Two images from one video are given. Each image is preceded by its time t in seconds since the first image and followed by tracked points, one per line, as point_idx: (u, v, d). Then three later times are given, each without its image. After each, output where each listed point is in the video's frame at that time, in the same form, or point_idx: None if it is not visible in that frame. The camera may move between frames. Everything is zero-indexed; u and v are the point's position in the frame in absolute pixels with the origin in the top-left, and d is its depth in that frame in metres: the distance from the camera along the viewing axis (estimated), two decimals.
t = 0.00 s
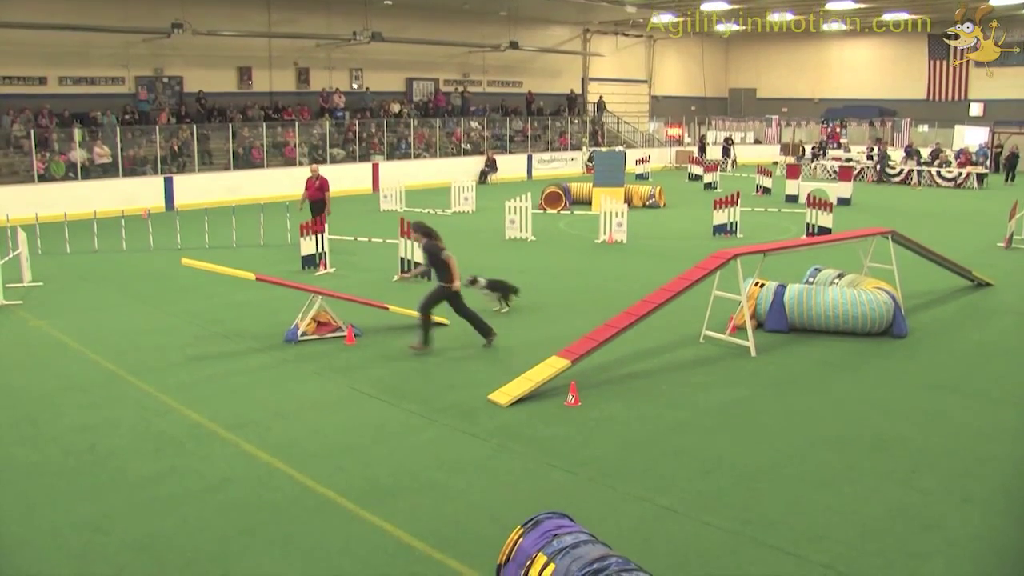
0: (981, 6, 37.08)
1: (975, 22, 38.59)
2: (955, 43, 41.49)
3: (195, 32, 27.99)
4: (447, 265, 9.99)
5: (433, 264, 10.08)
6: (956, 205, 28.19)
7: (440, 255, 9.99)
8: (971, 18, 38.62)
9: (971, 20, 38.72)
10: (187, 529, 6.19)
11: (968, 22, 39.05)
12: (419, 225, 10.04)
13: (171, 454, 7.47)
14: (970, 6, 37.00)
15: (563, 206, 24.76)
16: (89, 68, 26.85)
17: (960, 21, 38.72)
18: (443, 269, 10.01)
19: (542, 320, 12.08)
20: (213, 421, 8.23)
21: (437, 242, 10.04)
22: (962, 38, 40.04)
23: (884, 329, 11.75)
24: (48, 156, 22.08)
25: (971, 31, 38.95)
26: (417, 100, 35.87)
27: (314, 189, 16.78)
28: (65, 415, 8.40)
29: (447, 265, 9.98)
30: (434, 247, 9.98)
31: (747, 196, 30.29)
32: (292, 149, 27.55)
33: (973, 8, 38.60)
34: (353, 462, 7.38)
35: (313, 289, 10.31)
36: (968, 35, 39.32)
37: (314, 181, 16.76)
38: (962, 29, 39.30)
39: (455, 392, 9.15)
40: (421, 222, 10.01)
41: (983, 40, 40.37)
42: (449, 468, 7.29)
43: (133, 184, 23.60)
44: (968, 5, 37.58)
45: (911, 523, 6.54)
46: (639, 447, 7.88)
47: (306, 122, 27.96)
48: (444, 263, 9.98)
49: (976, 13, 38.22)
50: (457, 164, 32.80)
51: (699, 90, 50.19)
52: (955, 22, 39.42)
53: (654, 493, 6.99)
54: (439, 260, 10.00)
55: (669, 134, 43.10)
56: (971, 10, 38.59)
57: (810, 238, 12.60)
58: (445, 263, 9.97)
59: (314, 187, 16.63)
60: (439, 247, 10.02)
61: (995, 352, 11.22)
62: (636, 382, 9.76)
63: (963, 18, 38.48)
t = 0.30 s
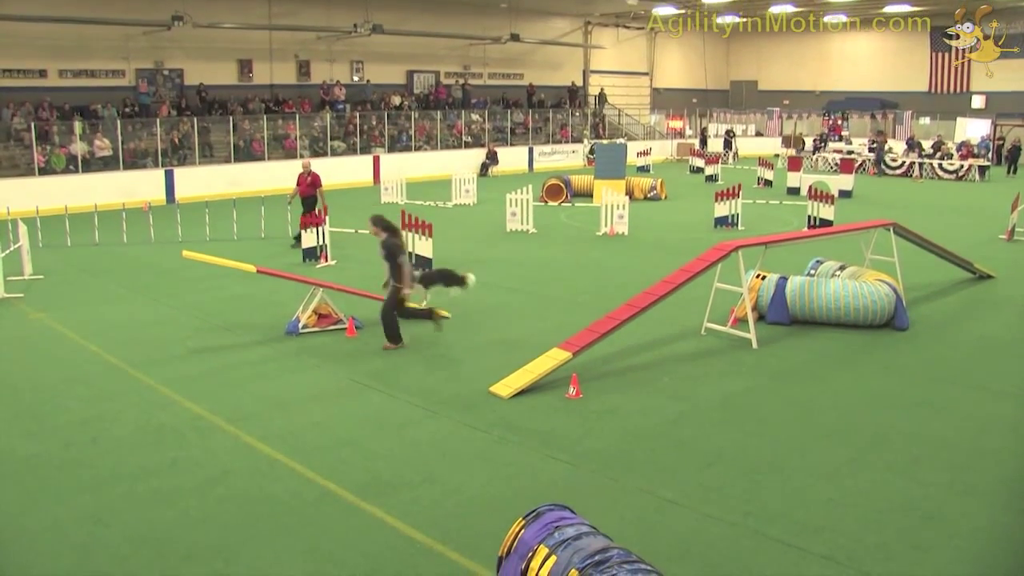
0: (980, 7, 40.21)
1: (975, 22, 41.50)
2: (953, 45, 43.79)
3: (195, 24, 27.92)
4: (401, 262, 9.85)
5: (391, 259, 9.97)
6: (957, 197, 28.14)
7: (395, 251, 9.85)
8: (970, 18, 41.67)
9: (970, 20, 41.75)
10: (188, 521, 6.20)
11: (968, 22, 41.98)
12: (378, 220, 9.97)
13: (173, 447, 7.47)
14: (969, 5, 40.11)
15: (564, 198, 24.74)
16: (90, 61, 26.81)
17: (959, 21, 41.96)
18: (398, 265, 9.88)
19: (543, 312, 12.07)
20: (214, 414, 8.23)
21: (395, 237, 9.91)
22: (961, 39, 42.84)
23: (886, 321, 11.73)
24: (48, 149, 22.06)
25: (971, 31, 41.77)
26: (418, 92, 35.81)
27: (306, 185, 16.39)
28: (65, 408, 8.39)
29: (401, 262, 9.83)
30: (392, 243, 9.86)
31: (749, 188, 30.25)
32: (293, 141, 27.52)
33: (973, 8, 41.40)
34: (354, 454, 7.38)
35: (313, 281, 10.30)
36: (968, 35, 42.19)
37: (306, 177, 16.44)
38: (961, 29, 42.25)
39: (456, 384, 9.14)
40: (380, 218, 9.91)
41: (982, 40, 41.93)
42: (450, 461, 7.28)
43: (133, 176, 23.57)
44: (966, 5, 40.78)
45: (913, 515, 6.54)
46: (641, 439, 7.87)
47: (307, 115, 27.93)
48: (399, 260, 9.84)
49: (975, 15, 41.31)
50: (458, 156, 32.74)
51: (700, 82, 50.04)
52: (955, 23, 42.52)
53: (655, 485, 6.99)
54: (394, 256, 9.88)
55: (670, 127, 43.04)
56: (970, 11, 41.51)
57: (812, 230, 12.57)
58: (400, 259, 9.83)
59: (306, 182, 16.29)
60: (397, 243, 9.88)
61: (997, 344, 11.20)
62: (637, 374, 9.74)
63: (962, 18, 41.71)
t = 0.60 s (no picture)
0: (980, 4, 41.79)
1: (975, 21, 42.14)
2: (953, 44, 44.01)
3: (196, 20, 27.84)
4: (357, 259, 9.79)
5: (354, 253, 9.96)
6: (959, 193, 28.10)
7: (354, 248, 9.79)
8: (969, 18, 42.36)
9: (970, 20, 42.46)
10: (189, 516, 6.20)
11: (968, 23, 42.73)
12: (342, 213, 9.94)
13: (174, 442, 7.47)
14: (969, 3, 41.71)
15: (566, 193, 24.73)
16: (91, 56, 26.79)
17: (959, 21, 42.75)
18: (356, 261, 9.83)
19: (544, 307, 12.06)
20: (214, 409, 8.23)
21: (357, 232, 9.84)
22: (960, 39, 43.45)
23: (888, 316, 11.72)
24: (49, 144, 22.04)
25: (970, 30, 42.40)
26: (420, 88, 35.79)
27: (300, 179, 16.19)
28: (66, 403, 8.39)
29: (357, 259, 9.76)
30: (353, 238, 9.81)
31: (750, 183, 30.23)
32: (294, 137, 27.51)
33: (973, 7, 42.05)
34: (355, 449, 7.37)
35: (314, 276, 10.28)
36: (967, 35, 42.83)
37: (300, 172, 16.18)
38: (962, 29, 42.96)
39: (457, 379, 9.14)
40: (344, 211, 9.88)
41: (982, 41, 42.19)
42: (451, 456, 7.27)
43: (135, 171, 23.55)
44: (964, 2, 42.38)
45: (914, 510, 6.53)
46: (642, 434, 7.87)
47: (309, 110, 27.91)
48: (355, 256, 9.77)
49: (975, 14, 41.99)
50: (460, 151, 32.72)
51: (702, 77, 49.96)
52: (955, 22, 43.24)
53: (656, 480, 6.98)
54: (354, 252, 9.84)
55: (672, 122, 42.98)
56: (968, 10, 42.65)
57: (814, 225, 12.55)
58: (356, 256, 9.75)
59: (300, 177, 16.06)
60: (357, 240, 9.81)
61: (999, 339, 11.19)
62: (638, 369, 9.74)
63: (961, 18, 42.48)
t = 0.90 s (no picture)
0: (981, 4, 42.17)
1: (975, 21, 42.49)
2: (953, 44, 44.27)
3: (197, 16, 27.82)
4: (315, 263, 9.43)
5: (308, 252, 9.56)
6: (961, 188, 28.06)
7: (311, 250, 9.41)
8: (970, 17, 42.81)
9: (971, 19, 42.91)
10: (191, 512, 6.21)
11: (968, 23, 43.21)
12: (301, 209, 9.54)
13: (176, 438, 7.47)
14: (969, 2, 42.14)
15: (567, 189, 24.70)
16: (92, 52, 26.77)
17: (960, 21, 43.05)
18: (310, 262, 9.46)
19: (546, 303, 12.04)
20: (216, 405, 8.22)
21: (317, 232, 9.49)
22: (960, 40, 43.76)
23: (890, 312, 11.70)
24: (51, 140, 22.01)
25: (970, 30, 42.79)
26: (421, 83, 35.76)
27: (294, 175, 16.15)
28: (68, 399, 8.40)
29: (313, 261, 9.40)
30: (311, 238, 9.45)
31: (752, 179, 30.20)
32: (296, 132, 27.53)
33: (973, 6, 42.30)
34: (357, 445, 7.37)
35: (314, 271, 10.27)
36: (968, 35, 43.27)
37: (294, 166, 16.03)
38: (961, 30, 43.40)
39: (458, 374, 9.13)
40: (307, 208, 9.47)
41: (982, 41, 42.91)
42: (453, 452, 7.27)
43: (136, 167, 23.54)
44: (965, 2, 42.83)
45: (915, 506, 6.53)
46: (644, 430, 7.86)
47: (310, 106, 27.91)
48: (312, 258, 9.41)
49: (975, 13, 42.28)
50: (461, 147, 32.71)
51: (704, 73, 49.89)
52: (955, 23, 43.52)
53: (658, 476, 6.98)
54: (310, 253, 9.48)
55: (674, 118, 42.96)
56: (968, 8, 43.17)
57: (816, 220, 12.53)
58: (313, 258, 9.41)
59: (294, 172, 16.00)
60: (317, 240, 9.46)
61: (1001, 335, 11.16)
62: (640, 365, 9.73)
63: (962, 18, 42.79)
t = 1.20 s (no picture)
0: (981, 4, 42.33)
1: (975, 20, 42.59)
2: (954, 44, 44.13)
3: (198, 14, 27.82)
4: (293, 261, 9.39)
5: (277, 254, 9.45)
6: (963, 186, 28.03)
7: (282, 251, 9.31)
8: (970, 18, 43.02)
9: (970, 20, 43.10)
10: (194, 508, 6.22)
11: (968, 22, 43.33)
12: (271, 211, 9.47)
13: (178, 435, 7.48)
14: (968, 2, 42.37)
15: (569, 187, 24.70)
16: (94, 50, 26.78)
17: (960, 21, 43.23)
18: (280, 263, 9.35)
19: (547, 301, 12.05)
20: (217, 402, 8.24)
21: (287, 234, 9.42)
22: (960, 39, 43.79)
23: (892, 309, 11.69)
24: (53, 138, 22.06)
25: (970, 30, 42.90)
26: (423, 81, 35.75)
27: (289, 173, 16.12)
28: (70, 396, 8.42)
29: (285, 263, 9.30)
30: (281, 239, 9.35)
31: (754, 177, 30.18)
32: (297, 130, 27.55)
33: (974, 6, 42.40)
34: (358, 442, 7.38)
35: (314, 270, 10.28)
36: (968, 35, 43.41)
37: (289, 167, 16.00)
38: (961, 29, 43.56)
39: (461, 372, 9.14)
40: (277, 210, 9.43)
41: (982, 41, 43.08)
42: (455, 449, 7.28)
43: (138, 165, 23.53)
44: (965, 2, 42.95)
45: (916, 503, 6.53)
46: (646, 427, 7.87)
47: (312, 104, 27.89)
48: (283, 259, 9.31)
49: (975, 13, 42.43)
50: (463, 144, 32.70)
51: (706, 71, 49.86)
52: (954, 22, 43.58)
53: (660, 473, 6.98)
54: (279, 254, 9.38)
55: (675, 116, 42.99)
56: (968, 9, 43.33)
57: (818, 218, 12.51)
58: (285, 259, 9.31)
59: (287, 172, 15.94)
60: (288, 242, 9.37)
61: (1002, 333, 11.15)
62: (642, 362, 9.73)
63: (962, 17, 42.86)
